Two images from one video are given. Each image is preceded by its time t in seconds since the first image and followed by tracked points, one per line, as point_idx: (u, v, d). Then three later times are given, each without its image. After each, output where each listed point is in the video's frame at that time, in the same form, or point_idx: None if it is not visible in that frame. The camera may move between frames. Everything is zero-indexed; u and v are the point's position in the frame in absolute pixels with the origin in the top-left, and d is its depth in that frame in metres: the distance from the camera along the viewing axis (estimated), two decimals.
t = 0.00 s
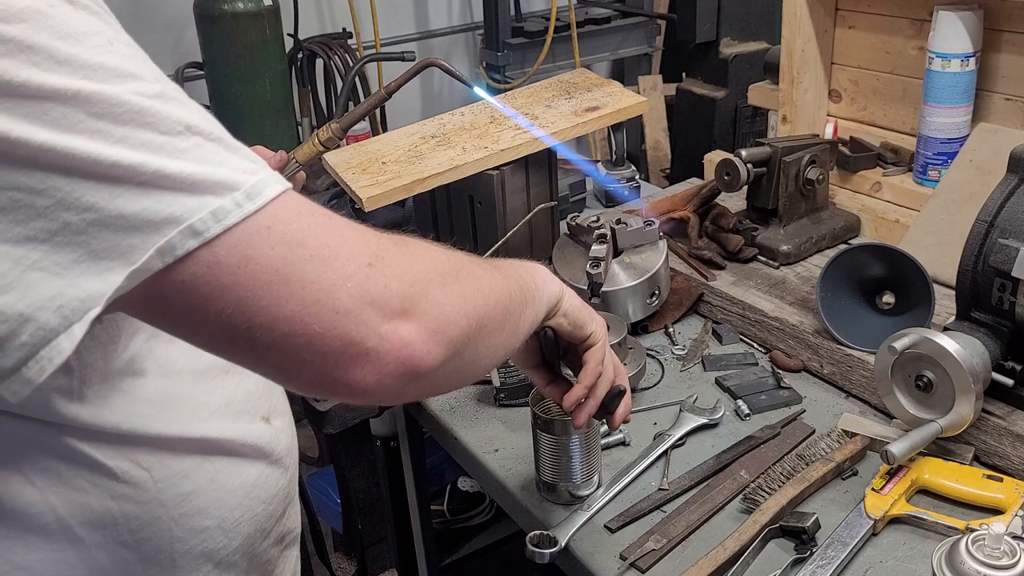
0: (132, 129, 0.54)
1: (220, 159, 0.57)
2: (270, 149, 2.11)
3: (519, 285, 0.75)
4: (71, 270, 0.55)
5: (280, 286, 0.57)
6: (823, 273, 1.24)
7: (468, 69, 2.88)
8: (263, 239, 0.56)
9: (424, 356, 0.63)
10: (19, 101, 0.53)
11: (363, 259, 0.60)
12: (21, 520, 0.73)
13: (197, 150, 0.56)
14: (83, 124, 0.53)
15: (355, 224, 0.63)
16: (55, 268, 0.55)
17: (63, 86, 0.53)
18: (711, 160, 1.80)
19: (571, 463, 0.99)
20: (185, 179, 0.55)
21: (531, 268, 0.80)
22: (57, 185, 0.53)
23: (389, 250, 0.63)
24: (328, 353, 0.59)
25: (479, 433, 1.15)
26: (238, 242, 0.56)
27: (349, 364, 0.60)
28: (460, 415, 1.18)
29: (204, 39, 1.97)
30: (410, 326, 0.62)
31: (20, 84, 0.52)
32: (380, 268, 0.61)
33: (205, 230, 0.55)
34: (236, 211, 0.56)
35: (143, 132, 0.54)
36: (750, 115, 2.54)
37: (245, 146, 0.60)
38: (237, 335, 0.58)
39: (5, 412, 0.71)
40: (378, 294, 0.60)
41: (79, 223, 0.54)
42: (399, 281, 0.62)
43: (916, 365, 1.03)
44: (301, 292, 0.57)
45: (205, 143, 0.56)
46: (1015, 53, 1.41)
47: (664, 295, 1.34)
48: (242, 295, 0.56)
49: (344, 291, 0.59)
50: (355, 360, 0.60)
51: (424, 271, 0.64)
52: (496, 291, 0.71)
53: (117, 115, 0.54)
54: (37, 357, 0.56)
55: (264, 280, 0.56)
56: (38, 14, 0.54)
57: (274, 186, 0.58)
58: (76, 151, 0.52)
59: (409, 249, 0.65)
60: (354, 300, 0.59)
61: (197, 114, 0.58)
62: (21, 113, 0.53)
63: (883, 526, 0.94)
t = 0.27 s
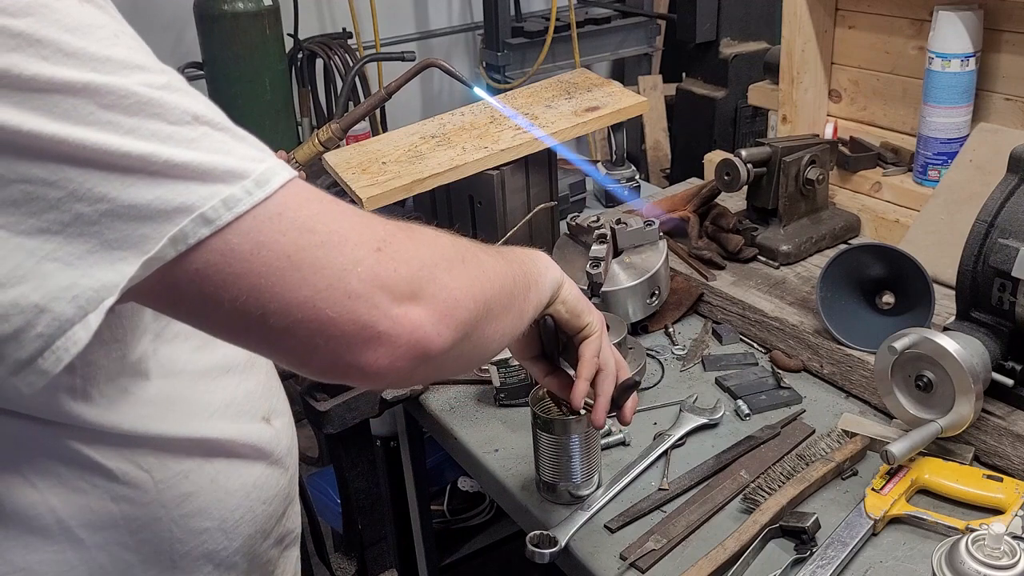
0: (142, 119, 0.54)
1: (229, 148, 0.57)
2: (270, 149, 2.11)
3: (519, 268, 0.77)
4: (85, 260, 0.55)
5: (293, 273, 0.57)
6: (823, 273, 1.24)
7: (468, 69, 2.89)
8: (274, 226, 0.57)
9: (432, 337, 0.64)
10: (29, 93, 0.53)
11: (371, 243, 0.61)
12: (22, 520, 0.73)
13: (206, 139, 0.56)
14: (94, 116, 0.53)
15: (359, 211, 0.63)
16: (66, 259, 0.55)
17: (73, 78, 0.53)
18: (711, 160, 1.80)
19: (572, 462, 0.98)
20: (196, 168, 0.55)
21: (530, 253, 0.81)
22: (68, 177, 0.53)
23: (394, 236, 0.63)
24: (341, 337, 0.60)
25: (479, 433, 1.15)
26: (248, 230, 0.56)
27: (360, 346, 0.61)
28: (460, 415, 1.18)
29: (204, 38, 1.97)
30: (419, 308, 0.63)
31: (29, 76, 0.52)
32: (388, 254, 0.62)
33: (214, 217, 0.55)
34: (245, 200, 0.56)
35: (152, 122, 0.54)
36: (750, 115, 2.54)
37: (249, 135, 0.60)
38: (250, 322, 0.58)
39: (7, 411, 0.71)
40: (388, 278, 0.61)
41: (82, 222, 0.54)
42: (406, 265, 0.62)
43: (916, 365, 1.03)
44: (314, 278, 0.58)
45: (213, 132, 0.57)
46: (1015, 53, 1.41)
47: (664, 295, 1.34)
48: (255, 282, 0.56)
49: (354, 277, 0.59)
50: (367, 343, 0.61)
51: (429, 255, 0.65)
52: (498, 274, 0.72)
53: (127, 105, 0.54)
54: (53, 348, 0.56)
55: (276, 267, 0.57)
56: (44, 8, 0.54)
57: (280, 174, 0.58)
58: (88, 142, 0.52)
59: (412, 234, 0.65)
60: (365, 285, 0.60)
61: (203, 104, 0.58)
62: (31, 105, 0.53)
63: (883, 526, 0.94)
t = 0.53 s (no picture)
0: (125, 133, 0.54)
1: (213, 165, 0.56)
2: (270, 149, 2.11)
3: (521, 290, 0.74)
4: (60, 279, 0.55)
5: (271, 302, 0.56)
6: (823, 273, 1.24)
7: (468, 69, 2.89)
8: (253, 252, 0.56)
9: (416, 371, 0.62)
10: (14, 100, 0.53)
11: (354, 274, 0.59)
12: (26, 519, 0.73)
13: (191, 155, 0.55)
14: (76, 126, 0.53)
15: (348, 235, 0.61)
16: (46, 275, 0.55)
17: (58, 87, 0.53)
18: (711, 160, 1.80)
19: (572, 462, 0.98)
20: (175, 186, 0.54)
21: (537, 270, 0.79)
22: (46, 191, 0.53)
23: (382, 263, 0.62)
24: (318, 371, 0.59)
25: (479, 433, 1.15)
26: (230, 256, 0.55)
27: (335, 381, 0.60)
28: (460, 415, 1.18)
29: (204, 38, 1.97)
30: (400, 341, 0.62)
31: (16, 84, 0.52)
32: (371, 284, 0.60)
33: (191, 238, 0.54)
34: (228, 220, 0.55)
35: (135, 137, 0.54)
36: (750, 115, 2.54)
37: (241, 150, 0.60)
38: (225, 348, 0.57)
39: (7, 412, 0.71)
40: (369, 310, 0.59)
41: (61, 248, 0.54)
42: (388, 297, 0.61)
43: (916, 365, 1.03)
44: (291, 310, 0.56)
45: (199, 149, 0.56)
46: (1015, 53, 1.41)
47: (664, 295, 1.34)
48: (231, 310, 0.56)
49: (335, 309, 0.58)
50: (345, 377, 0.60)
51: (416, 282, 0.63)
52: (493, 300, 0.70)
53: (110, 118, 0.54)
54: (29, 362, 0.57)
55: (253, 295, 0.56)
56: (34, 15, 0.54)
57: (266, 194, 0.57)
58: (67, 154, 0.52)
59: (402, 261, 0.64)
60: (344, 318, 0.58)
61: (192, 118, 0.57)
62: (14, 112, 0.53)
63: (883, 525, 0.95)
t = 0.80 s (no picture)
0: (63, 196, 0.48)
1: (157, 242, 0.49)
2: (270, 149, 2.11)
3: (505, 389, 0.60)
4: None
5: (148, 424, 0.47)
6: (823, 273, 1.24)
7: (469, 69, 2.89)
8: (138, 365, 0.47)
9: (313, 507, 0.52)
10: None
11: (254, 397, 0.49)
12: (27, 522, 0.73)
13: (132, 229, 0.48)
14: (11, 179, 0.47)
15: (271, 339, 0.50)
16: None
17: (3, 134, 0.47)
18: (711, 160, 1.80)
19: (572, 463, 0.98)
20: (107, 259, 0.48)
21: (545, 350, 0.64)
22: None
23: (305, 381, 0.50)
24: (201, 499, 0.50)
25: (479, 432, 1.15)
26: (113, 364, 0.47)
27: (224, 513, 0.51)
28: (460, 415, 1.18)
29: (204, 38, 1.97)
30: (303, 476, 0.51)
31: None
32: (274, 411, 0.49)
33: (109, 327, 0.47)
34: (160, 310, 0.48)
35: (73, 202, 0.48)
36: (750, 115, 2.54)
37: (207, 216, 0.52)
38: (108, 459, 0.50)
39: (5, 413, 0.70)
40: (264, 444, 0.49)
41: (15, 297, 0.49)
42: (294, 427, 0.50)
43: (916, 365, 1.02)
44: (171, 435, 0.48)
45: (148, 220, 0.49)
46: (1014, 53, 1.41)
47: (664, 295, 1.34)
48: (105, 428, 0.48)
49: (216, 437, 0.48)
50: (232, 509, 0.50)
51: (339, 407, 0.51)
52: (452, 415, 0.56)
53: (49, 177, 0.48)
54: None
55: (131, 416, 0.47)
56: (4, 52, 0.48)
57: (211, 283, 0.50)
58: None
59: (330, 375, 0.51)
60: (226, 448, 0.48)
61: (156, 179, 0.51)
62: None
63: (883, 526, 0.94)
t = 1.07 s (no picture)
0: (82, 223, 0.47)
1: (171, 269, 0.48)
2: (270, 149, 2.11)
3: (504, 496, 0.61)
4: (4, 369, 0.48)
5: (158, 425, 0.49)
6: (823, 273, 1.24)
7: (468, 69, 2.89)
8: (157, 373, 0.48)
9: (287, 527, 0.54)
10: None
11: (267, 423, 0.51)
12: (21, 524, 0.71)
13: (148, 256, 0.48)
14: (33, 208, 0.46)
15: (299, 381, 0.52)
16: None
17: (22, 162, 0.46)
18: (711, 160, 1.80)
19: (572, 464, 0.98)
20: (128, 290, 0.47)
21: (555, 474, 0.64)
22: None
23: (320, 420, 0.52)
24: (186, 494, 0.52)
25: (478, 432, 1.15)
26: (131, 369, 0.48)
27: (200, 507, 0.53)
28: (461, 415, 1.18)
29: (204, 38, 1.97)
30: (286, 500, 0.53)
31: None
32: (278, 440, 0.51)
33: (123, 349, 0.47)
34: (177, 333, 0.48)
35: (91, 229, 0.47)
36: (750, 115, 2.54)
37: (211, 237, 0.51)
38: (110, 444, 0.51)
39: None
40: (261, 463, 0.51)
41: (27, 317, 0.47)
42: (293, 458, 0.52)
43: (916, 365, 1.02)
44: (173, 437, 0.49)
45: (161, 246, 0.48)
46: (1015, 53, 1.41)
47: (664, 295, 1.34)
48: (112, 419, 0.49)
49: (224, 451, 0.50)
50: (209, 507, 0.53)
51: (341, 453, 0.53)
52: (444, 495, 0.57)
53: (68, 205, 0.46)
54: None
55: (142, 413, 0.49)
56: (15, 82, 0.47)
57: (232, 299, 0.50)
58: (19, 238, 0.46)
59: (348, 419, 0.54)
60: (227, 463, 0.50)
61: (165, 204, 0.50)
62: None
63: (883, 526, 0.94)
